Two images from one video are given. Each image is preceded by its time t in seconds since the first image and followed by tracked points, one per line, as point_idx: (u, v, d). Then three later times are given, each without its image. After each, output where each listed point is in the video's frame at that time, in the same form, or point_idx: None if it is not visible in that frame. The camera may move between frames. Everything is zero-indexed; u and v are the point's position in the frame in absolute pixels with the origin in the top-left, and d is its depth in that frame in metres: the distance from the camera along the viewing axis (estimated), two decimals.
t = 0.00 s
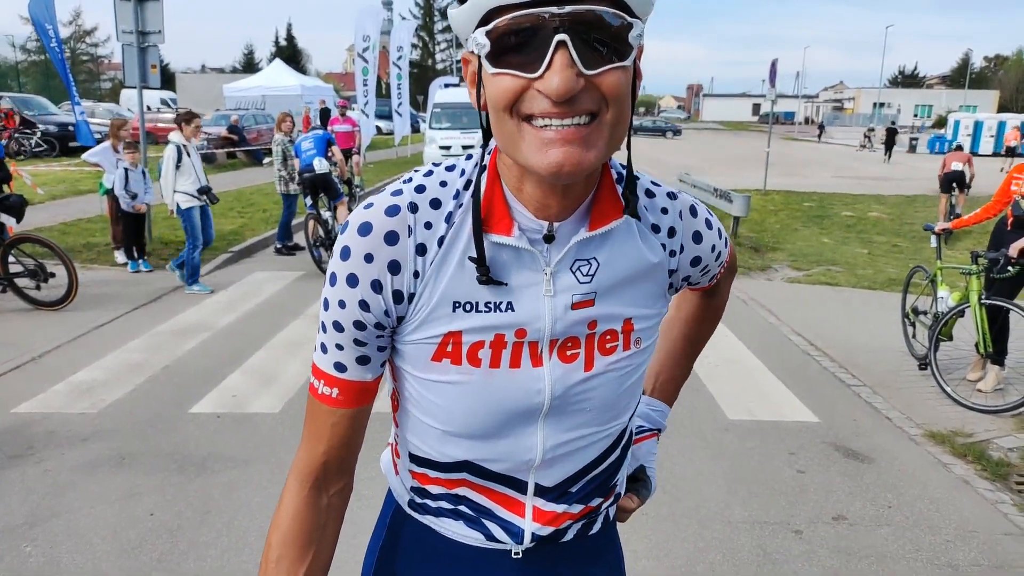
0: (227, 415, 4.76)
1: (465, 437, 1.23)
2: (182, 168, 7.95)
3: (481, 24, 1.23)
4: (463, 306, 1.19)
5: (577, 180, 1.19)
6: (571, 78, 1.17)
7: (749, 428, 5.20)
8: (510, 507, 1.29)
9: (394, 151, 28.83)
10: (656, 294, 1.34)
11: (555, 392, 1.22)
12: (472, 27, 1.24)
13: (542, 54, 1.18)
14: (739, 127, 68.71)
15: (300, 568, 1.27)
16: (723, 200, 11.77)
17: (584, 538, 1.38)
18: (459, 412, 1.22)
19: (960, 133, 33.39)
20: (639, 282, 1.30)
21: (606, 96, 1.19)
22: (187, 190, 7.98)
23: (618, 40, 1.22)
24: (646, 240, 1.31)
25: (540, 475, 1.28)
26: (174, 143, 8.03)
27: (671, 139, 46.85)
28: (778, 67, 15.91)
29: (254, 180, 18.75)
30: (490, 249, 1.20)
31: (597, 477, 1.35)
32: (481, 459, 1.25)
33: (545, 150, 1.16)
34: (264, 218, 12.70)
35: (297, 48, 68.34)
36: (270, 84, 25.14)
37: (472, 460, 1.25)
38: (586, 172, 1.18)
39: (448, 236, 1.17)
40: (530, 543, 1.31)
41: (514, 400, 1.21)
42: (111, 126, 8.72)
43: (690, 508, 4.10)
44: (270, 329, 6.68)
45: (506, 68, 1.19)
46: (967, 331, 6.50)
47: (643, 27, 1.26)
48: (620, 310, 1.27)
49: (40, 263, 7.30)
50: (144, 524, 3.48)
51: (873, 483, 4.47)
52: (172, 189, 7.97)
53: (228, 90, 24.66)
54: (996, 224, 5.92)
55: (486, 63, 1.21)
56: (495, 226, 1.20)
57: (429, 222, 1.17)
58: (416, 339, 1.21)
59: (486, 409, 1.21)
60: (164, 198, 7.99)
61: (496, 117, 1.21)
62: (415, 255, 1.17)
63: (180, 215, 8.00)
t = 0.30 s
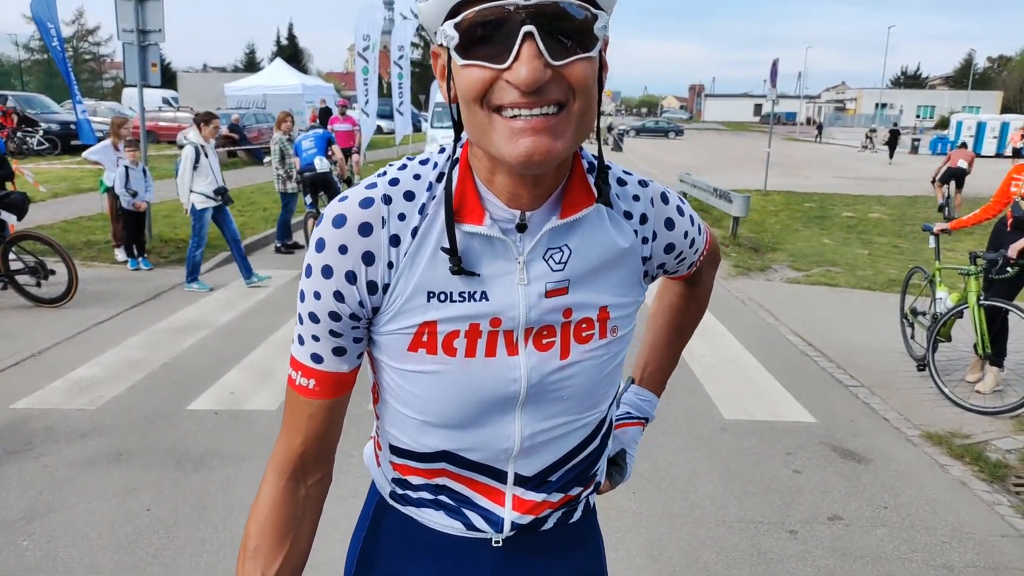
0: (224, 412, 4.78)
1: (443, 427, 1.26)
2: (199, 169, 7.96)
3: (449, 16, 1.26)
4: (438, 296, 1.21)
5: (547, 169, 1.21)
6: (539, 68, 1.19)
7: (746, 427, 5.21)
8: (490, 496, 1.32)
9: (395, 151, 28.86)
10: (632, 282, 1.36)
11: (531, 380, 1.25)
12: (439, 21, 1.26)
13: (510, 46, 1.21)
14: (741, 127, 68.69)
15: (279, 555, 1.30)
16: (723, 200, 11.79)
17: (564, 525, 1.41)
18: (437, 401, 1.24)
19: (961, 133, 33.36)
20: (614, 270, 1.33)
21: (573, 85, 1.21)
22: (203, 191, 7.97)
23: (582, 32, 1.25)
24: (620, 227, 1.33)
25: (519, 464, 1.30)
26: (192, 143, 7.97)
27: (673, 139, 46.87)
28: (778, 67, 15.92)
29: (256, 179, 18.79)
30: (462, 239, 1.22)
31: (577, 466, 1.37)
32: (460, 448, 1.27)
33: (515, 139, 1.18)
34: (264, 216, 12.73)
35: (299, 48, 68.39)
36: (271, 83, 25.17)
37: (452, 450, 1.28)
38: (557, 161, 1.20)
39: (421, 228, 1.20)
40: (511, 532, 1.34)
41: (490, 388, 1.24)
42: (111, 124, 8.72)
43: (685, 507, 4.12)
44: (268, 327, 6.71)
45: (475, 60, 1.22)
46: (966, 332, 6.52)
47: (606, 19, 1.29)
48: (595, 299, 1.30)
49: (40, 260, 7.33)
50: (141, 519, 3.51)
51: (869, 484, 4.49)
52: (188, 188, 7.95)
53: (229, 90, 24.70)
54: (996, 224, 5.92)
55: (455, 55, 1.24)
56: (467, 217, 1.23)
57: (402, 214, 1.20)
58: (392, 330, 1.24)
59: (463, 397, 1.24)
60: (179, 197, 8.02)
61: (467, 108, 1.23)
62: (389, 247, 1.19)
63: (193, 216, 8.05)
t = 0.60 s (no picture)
0: (239, 407, 4.84)
1: (448, 417, 1.30)
2: (246, 168, 8.10)
3: (448, 11, 1.30)
4: (438, 288, 1.25)
5: (545, 161, 1.24)
6: (536, 61, 1.22)
7: (757, 428, 5.23)
8: (495, 486, 1.35)
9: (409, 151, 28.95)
10: (630, 275, 1.39)
11: (529, 371, 1.28)
12: (439, 15, 1.30)
13: (507, 41, 1.24)
14: (755, 128, 68.45)
15: (289, 541, 1.34)
16: (736, 201, 11.79)
17: (569, 516, 1.44)
18: (439, 391, 1.28)
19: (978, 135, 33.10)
20: (613, 263, 1.36)
21: (568, 79, 1.24)
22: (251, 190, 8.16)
23: (577, 27, 1.28)
24: (617, 220, 1.36)
25: (522, 455, 1.33)
26: (237, 143, 8.09)
27: (687, 140, 46.79)
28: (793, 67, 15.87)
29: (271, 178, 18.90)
30: (460, 233, 1.26)
31: (581, 457, 1.40)
32: (463, 438, 1.31)
33: (513, 132, 1.21)
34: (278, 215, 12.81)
35: (314, 48, 68.69)
36: (286, 83, 25.31)
37: (455, 440, 1.31)
38: (553, 154, 1.22)
39: (422, 222, 1.24)
40: (515, 521, 1.37)
41: (490, 378, 1.27)
42: (129, 123, 8.81)
43: (695, 507, 4.13)
44: (283, 325, 6.77)
45: (473, 54, 1.25)
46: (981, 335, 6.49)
47: (602, 14, 1.33)
48: (593, 291, 1.33)
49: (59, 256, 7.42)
50: (157, 512, 3.56)
51: (883, 487, 4.49)
52: (236, 188, 8.14)
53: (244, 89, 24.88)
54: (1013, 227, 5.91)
55: (453, 49, 1.27)
56: (466, 211, 1.27)
57: (404, 209, 1.24)
58: (396, 321, 1.28)
59: (464, 388, 1.28)
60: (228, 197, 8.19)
61: (467, 103, 1.26)
62: (391, 240, 1.24)
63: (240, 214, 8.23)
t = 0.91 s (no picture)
0: (254, 410, 4.84)
1: (476, 426, 1.28)
2: (280, 168, 8.15)
3: (475, 27, 1.27)
4: (466, 298, 1.23)
5: (572, 173, 1.22)
6: (563, 76, 1.20)
7: (773, 430, 5.19)
8: (523, 494, 1.33)
9: (419, 151, 28.98)
10: (656, 283, 1.36)
11: (558, 380, 1.26)
12: (466, 31, 1.28)
13: (534, 55, 1.22)
14: (765, 127, 68.18)
15: (319, 550, 1.32)
16: (748, 201, 11.73)
17: (596, 523, 1.41)
18: (468, 401, 1.26)
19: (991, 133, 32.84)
20: (639, 271, 1.33)
21: (596, 93, 1.22)
22: (286, 189, 8.16)
23: (604, 40, 1.26)
24: (642, 227, 1.34)
25: (550, 462, 1.31)
26: (274, 142, 8.17)
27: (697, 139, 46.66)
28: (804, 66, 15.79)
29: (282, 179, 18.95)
30: (486, 242, 1.24)
31: (607, 464, 1.38)
32: (491, 446, 1.29)
33: (541, 146, 1.19)
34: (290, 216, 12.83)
35: (324, 50, 68.85)
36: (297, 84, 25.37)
37: (484, 447, 1.29)
38: (581, 166, 1.20)
39: (449, 232, 1.23)
40: (544, 529, 1.34)
41: (519, 388, 1.25)
42: (142, 126, 8.84)
43: (712, 510, 4.11)
44: (296, 326, 6.77)
45: (501, 69, 1.23)
46: (997, 336, 6.43)
47: (627, 27, 1.30)
48: (621, 299, 1.31)
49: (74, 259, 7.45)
50: (175, 515, 3.56)
51: (900, 489, 4.44)
52: (272, 188, 8.14)
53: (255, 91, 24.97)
54: None
55: (481, 64, 1.25)
56: (492, 220, 1.25)
57: (431, 219, 1.23)
58: (423, 331, 1.26)
59: (493, 395, 1.26)
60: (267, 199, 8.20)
61: (495, 118, 1.24)
62: (418, 250, 1.22)
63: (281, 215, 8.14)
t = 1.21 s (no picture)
0: (263, 410, 4.83)
1: (495, 426, 1.25)
2: (310, 172, 8.12)
3: (499, 35, 1.26)
4: (485, 298, 1.21)
5: (595, 178, 1.20)
6: (588, 83, 1.18)
7: (782, 432, 5.17)
8: (542, 496, 1.30)
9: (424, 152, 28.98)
10: (677, 286, 1.34)
11: (578, 381, 1.24)
12: (490, 38, 1.26)
13: (558, 62, 1.20)
14: (770, 128, 68.06)
15: (338, 554, 1.30)
16: (756, 202, 11.71)
17: (615, 525, 1.38)
18: (486, 402, 1.24)
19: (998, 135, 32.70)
20: (660, 276, 1.31)
21: (618, 99, 1.21)
22: (315, 193, 8.18)
23: (626, 47, 1.24)
24: (661, 228, 1.31)
25: (569, 464, 1.29)
26: (303, 146, 8.08)
27: (702, 140, 46.60)
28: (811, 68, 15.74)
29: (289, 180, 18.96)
30: (506, 243, 1.23)
31: (626, 466, 1.35)
32: (510, 447, 1.26)
33: (564, 149, 1.17)
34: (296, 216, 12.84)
35: (329, 50, 68.92)
36: (303, 85, 25.39)
37: (503, 448, 1.26)
38: (604, 171, 1.19)
39: (469, 233, 1.21)
40: (562, 533, 1.31)
41: (538, 389, 1.23)
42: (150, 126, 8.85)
43: (722, 511, 4.09)
44: (303, 327, 6.76)
45: (525, 76, 1.21)
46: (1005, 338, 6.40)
47: (650, 34, 1.28)
48: (642, 301, 1.28)
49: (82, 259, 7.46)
50: (186, 515, 3.55)
51: (909, 491, 4.42)
52: (300, 192, 8.14)
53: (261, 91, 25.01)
54: None
55: (505, 71, 1.23)
56: (511, 220, 1.24)
57: (451, 219, 1.22)
58: (442, 331, 1.24)
59: (513, 397, 1.23)
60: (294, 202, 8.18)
61: (518, 123, 1.22)
62: (438, 250, 1.21)
63: (310, 218, 8.15)
